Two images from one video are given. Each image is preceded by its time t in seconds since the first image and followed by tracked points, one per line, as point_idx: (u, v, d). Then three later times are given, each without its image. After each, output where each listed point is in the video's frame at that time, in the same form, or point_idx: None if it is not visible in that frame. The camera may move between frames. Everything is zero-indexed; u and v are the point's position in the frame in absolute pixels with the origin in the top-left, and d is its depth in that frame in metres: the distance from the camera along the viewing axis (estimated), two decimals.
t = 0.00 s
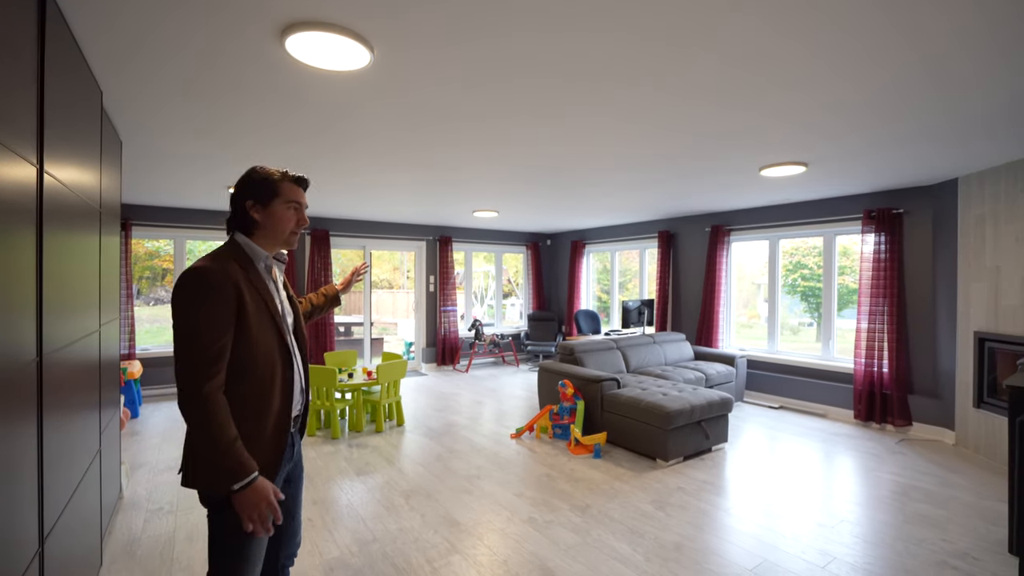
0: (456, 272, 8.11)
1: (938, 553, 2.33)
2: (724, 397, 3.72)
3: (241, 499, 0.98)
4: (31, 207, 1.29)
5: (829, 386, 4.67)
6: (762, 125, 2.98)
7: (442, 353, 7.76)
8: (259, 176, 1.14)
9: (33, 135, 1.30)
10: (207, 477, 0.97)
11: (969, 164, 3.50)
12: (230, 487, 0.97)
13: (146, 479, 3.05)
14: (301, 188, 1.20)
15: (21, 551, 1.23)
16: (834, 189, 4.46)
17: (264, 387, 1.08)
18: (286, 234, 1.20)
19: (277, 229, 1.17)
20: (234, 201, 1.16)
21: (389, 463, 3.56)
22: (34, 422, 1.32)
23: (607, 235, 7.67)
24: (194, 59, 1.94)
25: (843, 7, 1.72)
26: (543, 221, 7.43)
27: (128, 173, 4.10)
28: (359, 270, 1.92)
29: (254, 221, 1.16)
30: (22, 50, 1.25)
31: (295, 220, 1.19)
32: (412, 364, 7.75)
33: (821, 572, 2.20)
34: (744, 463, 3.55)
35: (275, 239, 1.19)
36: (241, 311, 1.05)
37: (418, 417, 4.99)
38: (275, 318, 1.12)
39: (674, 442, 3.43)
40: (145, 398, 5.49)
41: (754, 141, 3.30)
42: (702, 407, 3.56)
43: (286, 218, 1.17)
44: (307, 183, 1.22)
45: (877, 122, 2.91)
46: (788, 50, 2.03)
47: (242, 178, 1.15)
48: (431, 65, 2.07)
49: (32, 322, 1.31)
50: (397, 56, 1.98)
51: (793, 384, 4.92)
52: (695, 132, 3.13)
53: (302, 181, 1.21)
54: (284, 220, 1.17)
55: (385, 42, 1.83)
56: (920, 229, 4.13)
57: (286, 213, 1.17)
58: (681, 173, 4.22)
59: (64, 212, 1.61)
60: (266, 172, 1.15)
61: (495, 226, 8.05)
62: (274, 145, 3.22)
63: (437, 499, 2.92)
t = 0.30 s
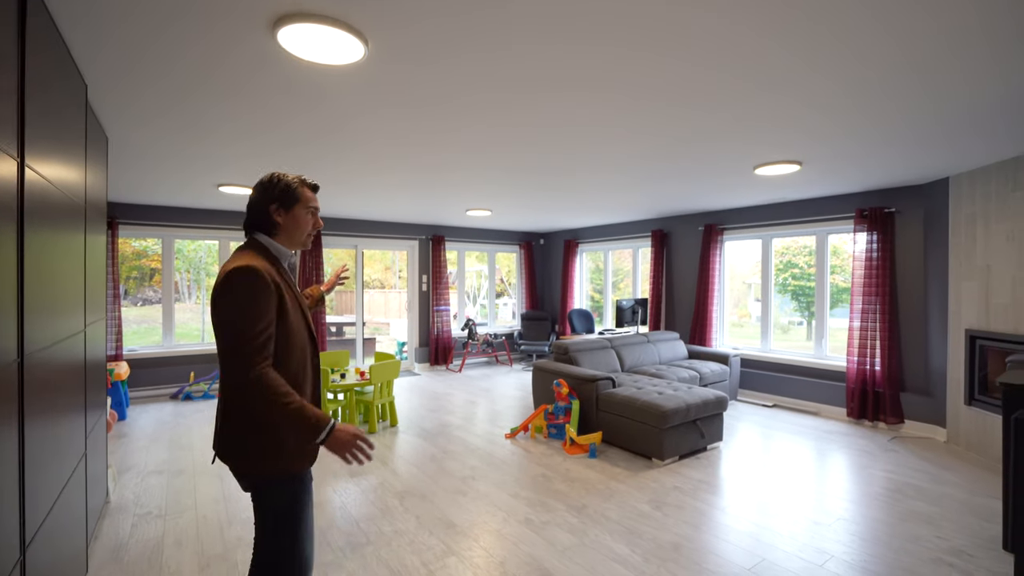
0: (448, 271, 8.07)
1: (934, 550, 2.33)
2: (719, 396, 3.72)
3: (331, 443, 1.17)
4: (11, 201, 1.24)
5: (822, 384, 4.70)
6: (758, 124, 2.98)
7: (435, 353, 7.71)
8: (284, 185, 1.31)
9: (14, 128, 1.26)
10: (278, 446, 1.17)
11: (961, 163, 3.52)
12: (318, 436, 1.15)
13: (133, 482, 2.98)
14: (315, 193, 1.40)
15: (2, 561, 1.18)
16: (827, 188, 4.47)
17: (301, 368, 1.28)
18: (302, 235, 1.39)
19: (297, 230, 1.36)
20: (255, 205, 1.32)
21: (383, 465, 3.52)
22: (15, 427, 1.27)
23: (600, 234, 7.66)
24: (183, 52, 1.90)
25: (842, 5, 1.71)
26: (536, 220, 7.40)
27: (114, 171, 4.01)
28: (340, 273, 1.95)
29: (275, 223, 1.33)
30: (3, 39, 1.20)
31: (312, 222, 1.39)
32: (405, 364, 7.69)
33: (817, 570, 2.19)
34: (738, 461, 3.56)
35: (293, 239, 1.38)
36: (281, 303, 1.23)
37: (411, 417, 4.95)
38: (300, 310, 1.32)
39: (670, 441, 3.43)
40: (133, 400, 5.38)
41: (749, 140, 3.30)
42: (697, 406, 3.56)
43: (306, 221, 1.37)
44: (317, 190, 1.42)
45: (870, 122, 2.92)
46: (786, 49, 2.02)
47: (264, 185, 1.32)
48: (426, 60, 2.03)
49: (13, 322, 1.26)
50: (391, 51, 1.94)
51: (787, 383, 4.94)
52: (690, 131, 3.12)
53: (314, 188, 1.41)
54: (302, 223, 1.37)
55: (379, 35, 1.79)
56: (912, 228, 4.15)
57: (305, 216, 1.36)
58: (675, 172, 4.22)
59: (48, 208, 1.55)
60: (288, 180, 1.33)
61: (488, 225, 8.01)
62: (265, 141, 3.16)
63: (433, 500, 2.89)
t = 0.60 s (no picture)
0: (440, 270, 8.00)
1: (931, 548, 2.32)
2: (713, 394, 3.70)
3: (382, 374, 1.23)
4: None
5: (815, 382, 4.70)
6: (754, 121, 2.95)
7: (427, 353, 7.65)
8: (301, 184, 1.34)
9: None
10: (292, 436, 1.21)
11: (953, 162, 3.53)
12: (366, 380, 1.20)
13: (116, 486, 2.89)
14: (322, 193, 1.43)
15: None
16: (820, 186, 4.47)
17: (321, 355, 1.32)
18: (312, 234, 1.42)
19: (309, 229, 1.38)
20: (268, 203, 1.32)
21: (374, 466, 3.45)
22: None
23: (593, 233, 7.64)
24: (166, 39, 1.83)
25: None
26: (528, 219, 7.36)
27: (96, 166, 3.91)
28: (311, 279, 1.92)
29: (290, 221, 1.34)
30: None
31: (320, 222, 1.42)
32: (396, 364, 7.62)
33: (815, 569, 2.17)
34: (732, 459, 3.54)
35: (302, 238, 1.40)
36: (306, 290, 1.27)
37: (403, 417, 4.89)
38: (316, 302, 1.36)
39: (665, 440, 3.40)
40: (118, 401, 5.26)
41: (745, 138, 3.29)
42: (692, 404, 3.53)
43: (316, 220, 1.40)
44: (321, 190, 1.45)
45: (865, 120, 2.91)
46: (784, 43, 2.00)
47: (280, 184, 1.33)
48: (418, 51, 1.98)
49: None
50: (383, 40, 1.88)
51: (780, 381, 4.94)
52: (686, 128, 3.09)
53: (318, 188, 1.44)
54: (313, 222, 1.39)
55: (370, 22, 1.73)
56: (904, 227, 4.16)
57: (316, 216, 1.39)
58: (669, 170, 4.19)
59: (22, 200, 1.48)
60: (301, 179, 1.35)
61: (480, 223, 7.95)
62: (253, 135, 3.10)
63: (425, 501, 2.84)
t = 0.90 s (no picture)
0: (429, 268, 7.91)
1: (923, 545, 2.31)
2: (705, 392, 3.68)
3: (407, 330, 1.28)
4: None
5: (804, 380, 4.71)
6: (746, 117, 2.93)
7: (416, 352, 7.56)
8: (315, 183, 1.35)
9: None
10: (305, 428, 1.22)
11: (942, 160, 3.54)
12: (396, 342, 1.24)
13: (90, 490, 2.78)
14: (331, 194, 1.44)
15: None
16: (810, 185, 4.48)
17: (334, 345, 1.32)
18: (320, 233, 1.42)
19: (319, 226, 1.39)
20: (282, 198, 1.32)
21: (360, 467, 3.37)
22: None
23: (583, 231, 7.60)
24: (139, 20, 1.74)
25: None
26: (518, 217, 7.30)
27: (71, 159, 3.77)
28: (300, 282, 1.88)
29: (302, 218, 1.35)
30: None
31: (327, 221, 1.43)
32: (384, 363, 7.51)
33: (809, 569, 2.15)
34: (723, 457, 3.52)
35: (311, 236, 1.40)
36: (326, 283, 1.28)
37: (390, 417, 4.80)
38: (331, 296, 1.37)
39: (656, 439, 3.37)
40: (95, 402, 5.10)
41: (737, 135, 3.26)
42: (683, 402, 3.51)
43: (325, 219, 1.41)
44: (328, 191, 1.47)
45: (857, 117, 2.89)
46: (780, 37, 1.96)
47: (294, 181, 1.33)
48: (405, 39, 1.91)
49: None
50: (368, 26, 1.81)
51: (769, 379, 4.95)
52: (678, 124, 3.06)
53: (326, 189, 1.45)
54: (322, 221, 1.40)
55: (354, 6, 1.67)
56: (893, 225, 4.18)
57: (326, 214, 1.41)
58: (661, 167, 4.16)
59: None
60: (315, 178, 1.36)
61: (469, 221, 7.88)
62: (234, 127, 3.00)
63: (414, 503, 2.77)
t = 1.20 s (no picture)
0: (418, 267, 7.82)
1: (919, 544, 2.29)
2: (697, 391, 3.65)
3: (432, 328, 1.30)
4: None
5: (794, 378, 4.72)
6: (740, 114, 2.90)
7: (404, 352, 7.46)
8: (332, 181, 1.39)
9: None
10: (334, 417, 1.29)
11: (932, 158, 3.54)
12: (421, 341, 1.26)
13: (63, 497, 2.66)
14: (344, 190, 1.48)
15: None
16: (800, 183, 4.48)
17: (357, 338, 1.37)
18: (335, 230, 1.46)
19: (336, 223, 1.43)
20: (302, 197, 1.36)
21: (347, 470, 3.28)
22: None
23: (573, 230, 7.56)
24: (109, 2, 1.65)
25: None
26: (508, 215, 7.24)
27: (44, 152, 3.62)
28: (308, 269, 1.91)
29: (321, 216, 1.39)
30: None
31: (342, 218, 1.47)
32: (372, 364, 7.40)
33: (806, 570, 2.11)
34: (716, 457, 3.50)
35: (328, 233, 1.43)
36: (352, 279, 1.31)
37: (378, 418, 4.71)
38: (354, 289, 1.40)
39: (649, 439, 3.33)
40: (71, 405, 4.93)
41: (729, 132, 3.23)
42: (676, 401, 3.48)
43: (341, 216, 1.45)
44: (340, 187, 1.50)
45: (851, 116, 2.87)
46: (778, 29, 1.92)
47: (315, 179, 1.37)
48: (392, 24, 1.84)
49: None
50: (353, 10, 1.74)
51: (760, 377, 4.95)
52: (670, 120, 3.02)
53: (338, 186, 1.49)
54: (338, 218, 1.44)
55: None
56: (883, 224, 4.19)
57: (342, 211, 1.45)
58: (652, 165, 4.13)
59: None
60: (331, 176, 1.40)
61: (458, 220, 7.80)
62: (216, 119, 2.90)
63: (402, 507, 2.70)
